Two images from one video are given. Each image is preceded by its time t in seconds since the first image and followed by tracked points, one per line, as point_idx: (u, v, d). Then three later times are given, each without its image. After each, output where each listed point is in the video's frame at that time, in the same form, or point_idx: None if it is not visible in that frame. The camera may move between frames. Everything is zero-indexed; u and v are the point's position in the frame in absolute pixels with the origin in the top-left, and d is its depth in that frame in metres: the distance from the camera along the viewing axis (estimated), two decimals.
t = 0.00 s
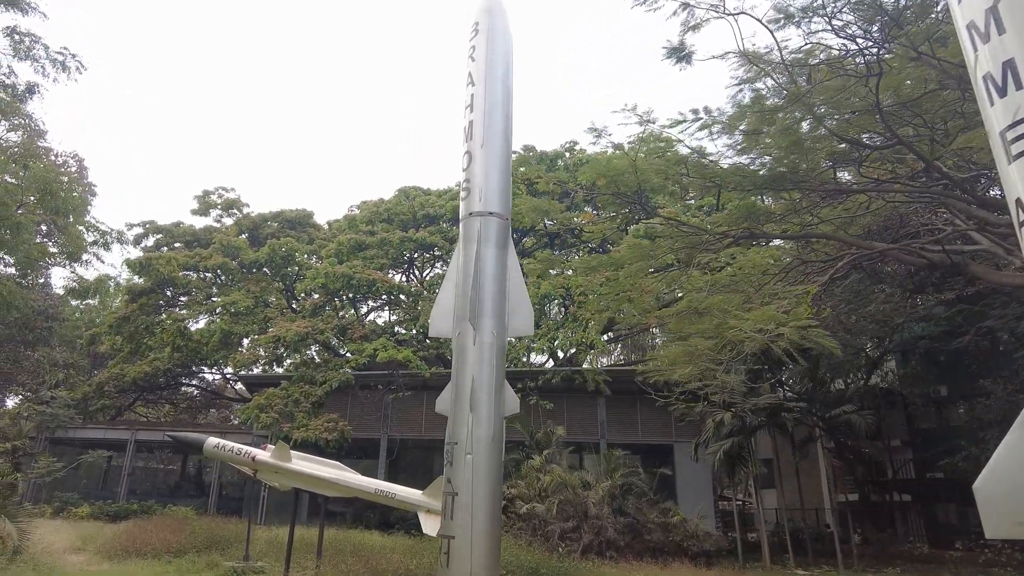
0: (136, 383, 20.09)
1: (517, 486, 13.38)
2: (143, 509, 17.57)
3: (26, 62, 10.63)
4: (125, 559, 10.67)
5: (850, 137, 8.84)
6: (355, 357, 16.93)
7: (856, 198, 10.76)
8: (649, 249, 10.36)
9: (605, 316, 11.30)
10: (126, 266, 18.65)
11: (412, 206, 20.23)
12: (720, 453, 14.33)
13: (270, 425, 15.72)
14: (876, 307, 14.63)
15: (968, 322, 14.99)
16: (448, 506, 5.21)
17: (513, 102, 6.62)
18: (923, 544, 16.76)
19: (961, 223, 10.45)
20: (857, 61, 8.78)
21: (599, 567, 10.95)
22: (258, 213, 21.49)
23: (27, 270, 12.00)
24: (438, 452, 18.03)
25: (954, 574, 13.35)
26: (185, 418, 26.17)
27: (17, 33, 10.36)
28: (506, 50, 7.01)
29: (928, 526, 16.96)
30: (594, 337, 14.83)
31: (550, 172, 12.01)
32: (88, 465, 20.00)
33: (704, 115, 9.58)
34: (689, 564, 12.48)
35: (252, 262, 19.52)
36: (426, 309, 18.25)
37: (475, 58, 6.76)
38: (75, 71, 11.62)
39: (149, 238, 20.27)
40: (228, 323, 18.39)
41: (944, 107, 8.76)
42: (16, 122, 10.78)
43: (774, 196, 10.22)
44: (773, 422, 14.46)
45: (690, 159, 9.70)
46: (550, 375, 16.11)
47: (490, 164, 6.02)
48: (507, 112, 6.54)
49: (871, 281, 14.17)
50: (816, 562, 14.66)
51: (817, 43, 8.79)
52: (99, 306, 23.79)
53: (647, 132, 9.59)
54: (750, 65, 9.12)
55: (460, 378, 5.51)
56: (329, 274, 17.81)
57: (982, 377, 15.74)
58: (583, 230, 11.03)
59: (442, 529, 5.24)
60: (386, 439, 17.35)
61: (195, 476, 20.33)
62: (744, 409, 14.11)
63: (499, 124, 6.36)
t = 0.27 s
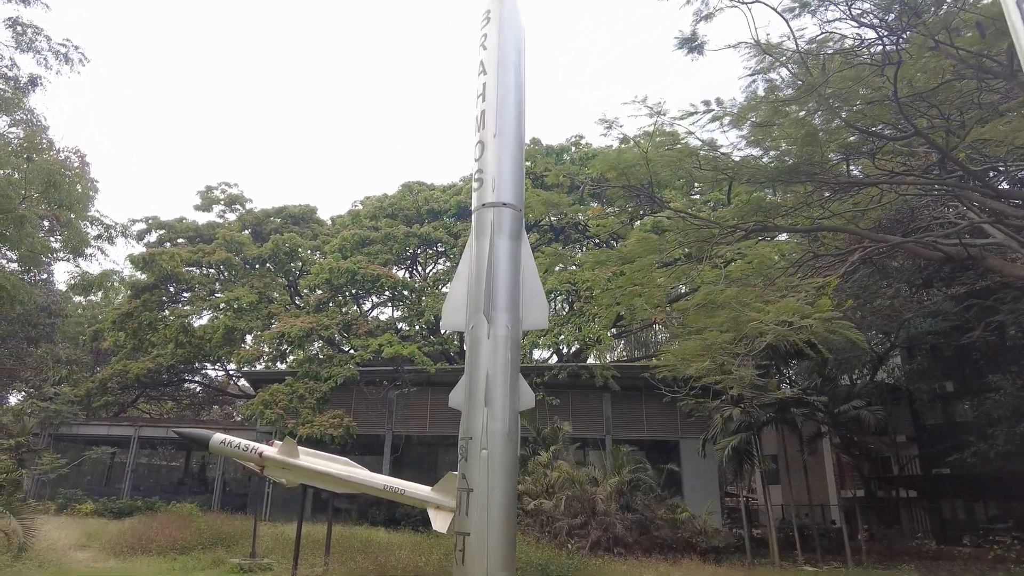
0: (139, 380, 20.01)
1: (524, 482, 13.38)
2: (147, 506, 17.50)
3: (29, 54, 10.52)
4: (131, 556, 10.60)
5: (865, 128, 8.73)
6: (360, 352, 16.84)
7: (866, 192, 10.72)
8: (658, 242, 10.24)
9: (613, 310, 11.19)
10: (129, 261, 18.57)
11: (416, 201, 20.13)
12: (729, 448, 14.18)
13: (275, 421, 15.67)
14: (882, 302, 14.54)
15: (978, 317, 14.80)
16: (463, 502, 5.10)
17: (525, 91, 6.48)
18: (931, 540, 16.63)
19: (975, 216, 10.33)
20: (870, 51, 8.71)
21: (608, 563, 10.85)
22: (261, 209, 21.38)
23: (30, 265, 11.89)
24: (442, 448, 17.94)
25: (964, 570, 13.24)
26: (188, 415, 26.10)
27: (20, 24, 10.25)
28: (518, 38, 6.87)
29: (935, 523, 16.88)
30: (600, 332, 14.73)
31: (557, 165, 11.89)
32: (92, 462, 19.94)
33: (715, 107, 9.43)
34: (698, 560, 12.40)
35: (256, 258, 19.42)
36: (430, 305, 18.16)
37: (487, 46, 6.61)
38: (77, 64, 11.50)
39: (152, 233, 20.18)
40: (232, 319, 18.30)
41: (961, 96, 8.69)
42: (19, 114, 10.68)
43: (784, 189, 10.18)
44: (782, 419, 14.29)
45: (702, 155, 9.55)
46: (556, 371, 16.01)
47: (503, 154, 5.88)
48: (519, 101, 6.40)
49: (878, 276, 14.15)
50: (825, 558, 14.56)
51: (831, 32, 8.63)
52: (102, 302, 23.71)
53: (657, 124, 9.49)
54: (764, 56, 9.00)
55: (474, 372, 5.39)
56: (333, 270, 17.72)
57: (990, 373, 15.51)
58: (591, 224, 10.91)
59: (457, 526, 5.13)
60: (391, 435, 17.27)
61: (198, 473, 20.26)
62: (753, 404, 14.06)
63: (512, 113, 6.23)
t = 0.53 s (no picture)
0: (145, 379, 19.93)
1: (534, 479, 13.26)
2: (155, 506, 17.43)
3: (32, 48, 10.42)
4: (139, 555, 10.50)
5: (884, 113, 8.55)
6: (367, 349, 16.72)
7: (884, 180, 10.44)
8: (670, 234, 10.08)
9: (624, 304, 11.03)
10: (134, 260, 18.48)
11: (422, 198, 20.00)
12: (741, 443, 14.02)
13: (282, 419, 15.56)
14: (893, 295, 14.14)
15: (993, 309, 14.22)
16: (481, 497, 4.96)
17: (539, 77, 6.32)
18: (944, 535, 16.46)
19: (994, 204, 10.11)
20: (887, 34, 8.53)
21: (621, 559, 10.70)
22: (265, 206, 21.27)
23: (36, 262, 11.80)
24: (450, 446, 17.81)
25: (981, 565, 13.04)
26: (194, 414, 26.02)
27: (23, 18, 10.15)
28: (530, 22, 6.70)
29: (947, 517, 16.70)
30: (609, 327, 14.58)
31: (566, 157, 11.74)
32: (98, 462, 19.88)
33: (728, 95, 9.30)
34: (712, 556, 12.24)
35: (261, 256, 19.32)
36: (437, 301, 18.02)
37: (499, 31, 6.45)
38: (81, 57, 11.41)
39: (157, 232, 20.09)
40: (238, 317, 18.20)
41: (984, 79, 8.43)
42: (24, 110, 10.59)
43: (798, 178, 9.96)
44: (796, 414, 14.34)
45: (716, 146, 9.48)
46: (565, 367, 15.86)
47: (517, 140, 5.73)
48: (533, 86, 6.23)
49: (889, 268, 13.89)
50: (839, 554, 14.38)
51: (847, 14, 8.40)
52: (108, 302, 23.64)
53: (670, 114, 9.33)
54: (778, 41, 8.83)
55: (490, 363, 5.25)
56: (339, 267, 17.60)
57: (1003, 367, 14.98)
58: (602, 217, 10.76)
59: (474, 522, 4.99)
60: (398, 433, 17.15)
61: (204, 472, 20.16)
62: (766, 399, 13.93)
63: (525, 98, 6.07)
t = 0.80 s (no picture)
0: (155, 376, 19.89)
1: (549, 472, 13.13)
2: (167, 502, 17.41)
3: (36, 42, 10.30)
4: (153, 552, 10.43)
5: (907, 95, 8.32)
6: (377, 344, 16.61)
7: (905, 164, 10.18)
8: (686, 223, 9.89)
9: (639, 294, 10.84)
10: (143, 256, 18.42)
11: (430, 190, 19.85)
12: (758, 434, 13.84)
13: (294, 414, 15.49)
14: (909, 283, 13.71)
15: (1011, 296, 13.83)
16: (503, 492, 4.83)
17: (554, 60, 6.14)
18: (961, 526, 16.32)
19: (1017, 188, 9.86)
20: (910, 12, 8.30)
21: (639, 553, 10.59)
22: (273, 201, 21.16)
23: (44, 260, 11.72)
24: (462, 440, 17.69)
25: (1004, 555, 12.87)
26: (204, 411, 26.00)
27: (26, 12, 10.02)
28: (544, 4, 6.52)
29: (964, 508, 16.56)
30: (622, 318, 14.40)
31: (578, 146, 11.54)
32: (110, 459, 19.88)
33: (745, 78, 9.16)
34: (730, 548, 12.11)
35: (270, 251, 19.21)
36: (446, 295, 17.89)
37: (513, 14, 6.28)
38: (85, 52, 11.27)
39: (164, 228, 20.02)
40: (247, 313, 18.12)
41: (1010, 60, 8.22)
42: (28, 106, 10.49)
43: (818, 163, 9.70)
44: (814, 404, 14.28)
45: (733, 132, 9.47)
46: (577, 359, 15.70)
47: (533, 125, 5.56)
48: (549, 70, 6.06)
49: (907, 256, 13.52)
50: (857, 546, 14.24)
51: None
52: (117, 300, 23.61)
53: (686, 99, 9.18)
54: (796, 22, 8.64)
55: (510, 355, 5.09)
56: (348, 261, 17.49)
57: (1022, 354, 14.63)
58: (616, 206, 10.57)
59: (496, 517, 4.85)
60: (410, 427, 17.05)
61: (216, 469, 20.12)
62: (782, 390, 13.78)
63: (540, 81, 5.89)
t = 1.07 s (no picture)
0: (171, 371, 19.96)
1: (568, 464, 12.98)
2: (185, 496, 17.49)
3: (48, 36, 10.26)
4: (173, 546, 10.44)
5: (937, 71, 8.13)
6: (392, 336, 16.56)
7: (931, 145, 9.93)
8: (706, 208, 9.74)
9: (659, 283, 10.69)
10: (158, 251, 18.45)
11: (442, 182, 19.72)
12: (779, 424, 13.67)
13: (310, 407, 15.47)
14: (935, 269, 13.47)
15: None
16: (529, 483, 4.71)
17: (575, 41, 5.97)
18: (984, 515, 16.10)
19: None
20: None
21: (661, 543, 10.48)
22: (285, 195, 21.12)
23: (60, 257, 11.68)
24: (478, 432, 17.63)
25: None
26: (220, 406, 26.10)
27: (38, 5, 9.98)
28: None
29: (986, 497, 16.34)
30: (639, 307, 14.25)
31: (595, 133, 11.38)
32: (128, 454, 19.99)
33: (766, 61, 8.91)
34: (751, 540, 12.00)
35: (283, 244, 19.20)
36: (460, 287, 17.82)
37: None
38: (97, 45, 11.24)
39: (178, 223, 20.04)
40: (261, 307, 18.12)
41: None
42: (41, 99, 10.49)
43: (842, 146, 9.48)
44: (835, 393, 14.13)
45: (753, 115, 9.24)
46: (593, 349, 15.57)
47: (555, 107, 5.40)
48: (569, 50, 5.90)
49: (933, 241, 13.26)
50: (879, 536, 14.06)
51: None
52: (132, 296, 23.73)
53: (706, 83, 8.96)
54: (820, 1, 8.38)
55: (534, 342, 4.97)
56: (362, 254, 17.44)
57: None
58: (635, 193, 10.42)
59: (523, 509, 4.74)
60: (425, 420, 17.04)
61: (233, 463, 20.19)
62: (804, 379, 13.65)
63: (560, 61, 5.74)
